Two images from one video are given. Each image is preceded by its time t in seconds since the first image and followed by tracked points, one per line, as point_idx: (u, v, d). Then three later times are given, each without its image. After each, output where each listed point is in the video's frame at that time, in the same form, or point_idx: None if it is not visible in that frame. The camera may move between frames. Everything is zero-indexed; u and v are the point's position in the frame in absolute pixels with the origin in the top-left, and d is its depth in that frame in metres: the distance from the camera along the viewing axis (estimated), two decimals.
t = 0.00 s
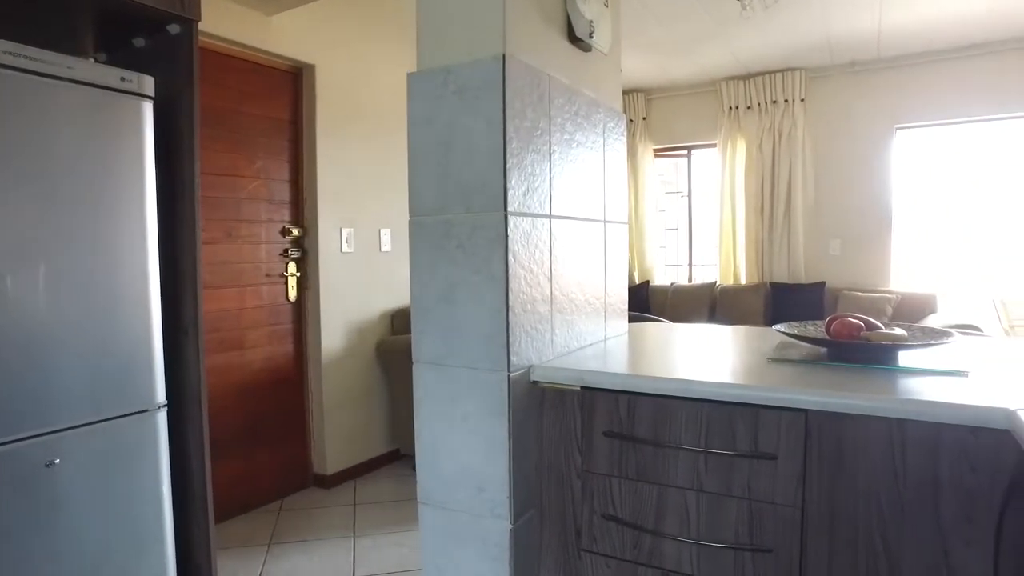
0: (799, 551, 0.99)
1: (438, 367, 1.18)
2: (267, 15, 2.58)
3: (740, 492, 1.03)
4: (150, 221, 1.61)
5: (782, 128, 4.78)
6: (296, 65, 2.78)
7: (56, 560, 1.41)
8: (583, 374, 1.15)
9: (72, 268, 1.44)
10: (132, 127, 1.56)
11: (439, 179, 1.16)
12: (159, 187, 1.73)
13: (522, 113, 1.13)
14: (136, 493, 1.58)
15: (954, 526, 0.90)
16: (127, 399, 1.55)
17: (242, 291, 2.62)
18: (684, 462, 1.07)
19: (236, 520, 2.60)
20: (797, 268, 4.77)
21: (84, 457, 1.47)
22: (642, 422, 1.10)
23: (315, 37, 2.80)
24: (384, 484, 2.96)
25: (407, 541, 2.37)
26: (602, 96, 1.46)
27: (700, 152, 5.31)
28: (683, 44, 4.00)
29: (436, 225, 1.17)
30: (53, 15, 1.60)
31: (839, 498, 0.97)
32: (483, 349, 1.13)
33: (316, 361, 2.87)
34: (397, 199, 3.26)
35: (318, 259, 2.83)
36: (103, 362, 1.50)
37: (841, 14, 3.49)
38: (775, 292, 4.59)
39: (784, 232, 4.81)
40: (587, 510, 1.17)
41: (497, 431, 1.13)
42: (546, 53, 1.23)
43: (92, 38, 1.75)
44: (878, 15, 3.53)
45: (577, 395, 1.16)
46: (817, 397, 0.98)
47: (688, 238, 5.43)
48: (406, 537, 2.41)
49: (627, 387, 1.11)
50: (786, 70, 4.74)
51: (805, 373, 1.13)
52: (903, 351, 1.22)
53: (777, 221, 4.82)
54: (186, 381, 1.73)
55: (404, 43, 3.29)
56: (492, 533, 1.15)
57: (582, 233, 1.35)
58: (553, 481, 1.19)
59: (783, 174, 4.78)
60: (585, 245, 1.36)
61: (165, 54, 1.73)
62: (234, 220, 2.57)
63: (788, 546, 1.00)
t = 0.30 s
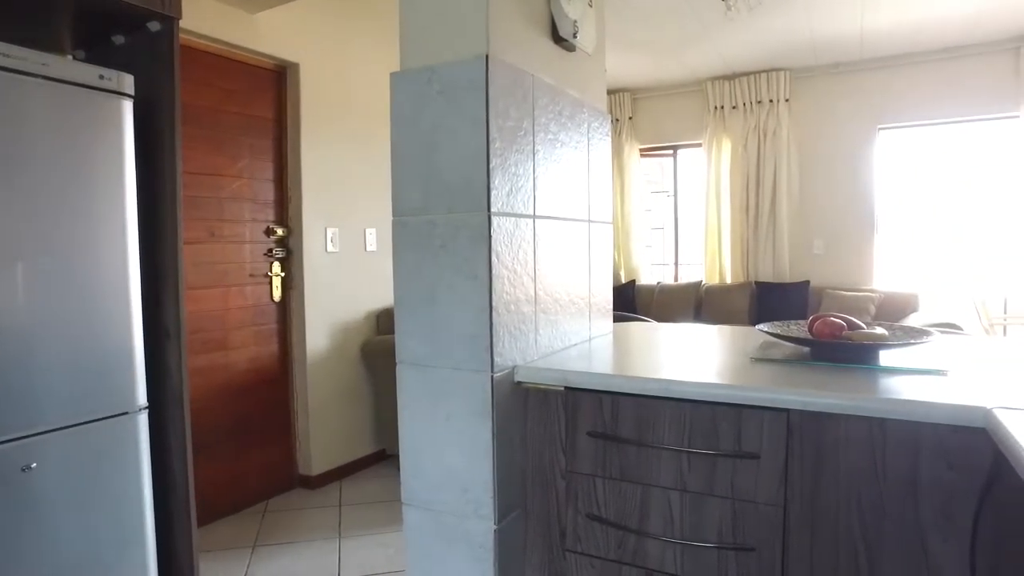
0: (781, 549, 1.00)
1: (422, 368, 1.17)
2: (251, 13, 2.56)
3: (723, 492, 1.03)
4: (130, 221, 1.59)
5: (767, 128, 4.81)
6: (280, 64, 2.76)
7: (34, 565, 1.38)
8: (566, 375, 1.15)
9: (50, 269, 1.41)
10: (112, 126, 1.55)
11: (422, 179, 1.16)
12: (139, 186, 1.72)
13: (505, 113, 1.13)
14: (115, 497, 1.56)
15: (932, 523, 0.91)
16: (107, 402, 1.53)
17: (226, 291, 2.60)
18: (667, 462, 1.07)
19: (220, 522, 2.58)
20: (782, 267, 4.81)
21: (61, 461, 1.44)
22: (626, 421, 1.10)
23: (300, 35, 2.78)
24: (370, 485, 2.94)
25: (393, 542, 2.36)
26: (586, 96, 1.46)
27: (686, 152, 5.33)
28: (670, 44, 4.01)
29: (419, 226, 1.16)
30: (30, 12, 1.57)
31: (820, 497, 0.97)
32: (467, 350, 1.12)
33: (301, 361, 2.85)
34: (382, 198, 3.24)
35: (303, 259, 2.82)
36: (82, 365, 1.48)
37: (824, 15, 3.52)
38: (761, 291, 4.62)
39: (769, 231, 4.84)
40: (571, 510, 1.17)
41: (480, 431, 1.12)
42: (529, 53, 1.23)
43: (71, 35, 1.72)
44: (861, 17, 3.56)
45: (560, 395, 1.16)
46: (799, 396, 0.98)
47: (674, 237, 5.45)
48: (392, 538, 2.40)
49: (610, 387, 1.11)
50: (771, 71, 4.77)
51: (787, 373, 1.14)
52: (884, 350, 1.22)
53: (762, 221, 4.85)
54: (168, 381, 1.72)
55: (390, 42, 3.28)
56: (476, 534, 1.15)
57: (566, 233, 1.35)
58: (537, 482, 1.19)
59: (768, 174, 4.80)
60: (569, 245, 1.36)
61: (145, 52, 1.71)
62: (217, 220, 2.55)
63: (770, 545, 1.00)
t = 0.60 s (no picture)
0: (763, 548, 1.00)
1: (404, 368, 1.17)
2: (233, 11, 2.53)
3: (705, 492, 1.04)
4: (108, 221, 1.57)
5: (752, 128, 4.84)
6: (263, 62, 2.74)
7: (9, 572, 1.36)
8: (550, 376, 1.15)
9: (26, 270, 1.39)
10: (89, 125, 1.52)
11: (404, 180, 1.15)
12: (118, 186, 1.70)
13: (488, 113, 1.13)
14: (93, 501, 1.54)
15: (911, 521, 0.92)
16: (85, 405, 1.51)
17: (209, 292, 2.58)
18: (650, 462, 1.07)
19: (203, 525, 2.56)
20: (766, 267, 4.84)
21: (37, 466, 1.42)
22: (609, 422, 1.10)
23: (283, 34, 2.76)
24: (355, 486, 2.93)
25: (378, 544, 2.35)
26: (569, 96, 1.46)
27: (671, 152, 5.35)
28: (655, 44, 4.02)
29: (401, 227, 1.16)
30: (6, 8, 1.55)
31: (801, 496, 0.98)
32: (450, 351, 1.12)
33: (285, 362, 2.84)
34: (367, 198, 3.23)
35: (287, 259, 2.80)
36: (59, 367, 1.46)
37: (807, 17, 3.54)
38: (745, 290, 4.65)
39: (753, 231, 4.87)
40: (555, 511, 1.17)
41: (463, 433, 1.12)
42: (512, 53, 1.22)
43: (48, 31, 1.70)
44: (843, 19, 3.59)
45: (544, 396, 1.16)
46: (780, 396, 0.99)
47: (659, 237, 5.47)
48: (377, 540, 2.39)
49: (593, 388, 1.11)
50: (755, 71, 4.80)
51: (769, 373, 1.14)
52: (865, 350, 1.23)
53: (746, 221, 4.88)
54: (149, 383, 1.70)
55: (375, 41, 3.26)
56: (459, 535, 1.15)
57: (549, 234, 1.35)
58: (521, 483, 1.19)
59: (753, 174, 4.84)
60: (552, 246, 1.36)
61: (124, 49, 1.69)
62: (199, 220, 2.53)
63: (752, 544, 1.01)
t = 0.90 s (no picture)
0: (748, 548, 1.01)
1: (390, 370, 1.16)
2: (217, 9, 2.51)
3: (691, 492, 1.04)
4: (89, 222, 1.55)
5: (737, 129, 4.86)
6: (248, 61, 2.72)
7: None
8: (536, 377, 1.15)
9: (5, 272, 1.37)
10: (69, 124, 1.51)
11: (389, 181, 1.15)
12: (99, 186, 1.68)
13: (473, 113, 1.12)
14: (75, 505, 1.52)
15: (893, 519, 0.93)
16: (66, 408, 1.50)
17: (193, 292, 2.55)
18: (635, 462, 1.08)
19: (188, 528, 2.54)
20: (751, 267, 4.87)
21: (17, 470, 1.40)
22: (594, 423, 1.10)
23: (268, 33, 2.74)
24: (341, 487, 2.92)
25: (364, 545, 2.34)
26: (555, 97, 1.46)
27: (657, 152, 5.37)
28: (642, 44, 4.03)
29: (386, 228, 1.15)
30: None
31: (784, 496, 0.99)
32: (436, 353, 1.12)
33: (270, 363, 2.82)
34: (352, 197, 3.21)
35: (272, 259, 2.78)
36: (40, 370, 1.44)
37: (792, 19, 3.57)
38: (731, 290, 4.68)
39: (739, 231, 4.90)
40: (541, 511, 1.17)
41: (449, 434, 1.12)
42: (498, 53, 1.22)
43: (26, 28, 1.68)
44: (827, 22, 3.62)
45: (529, 397, 1.16)
46: (763, 396, 1.00)
47: (646, 236, 5.49)
48: (363, 541, 2.38)
49: (579, 389, 1.11)
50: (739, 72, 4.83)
51: (753, 373, 1.15)
52: (848, 349, 1.24)
53: (732, 221, 4.91)
54: (132, 385, 1.68)
55: (360, 40, 3.25)
56: (445, 537, 1.14)
57: (534, 234, 1.35)
58: (507, 484, 1.19)
59: (738, 174, 4.86)
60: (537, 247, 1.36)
61: (104, 47, 1.67)
62: (183, 220, 2.50)
63: (737, 544, 1.02)
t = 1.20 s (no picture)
0: (731, 548, 1.01)
1: (374, 373, 1.16)
2: (200, 7, 2.49)
3: (675, 493, 1.04)
4: (68, 223, 1.53)
5: (722, 130, 4.89)
6: (231, 61, 2.70)
7: None
8: (520, 379, 1.15)
9: None
10: (48, 124, 1.48)
11: (373, 183, 1.14)
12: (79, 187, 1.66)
13: (458, 115, 1.12)
14: (54, 509, 1.50)
15: (874, 519, 0.93)
16: (45, 411, 1.48)
17: (176, 294, 2.53)
18: (620, 464, 1.08)
19: (171, 531, 2.51)
20: (737, 267, 4.90)
21: None
22: (579, 425, 1.11)
23: (252, 32, 2.72)
24: (327, 489, 2.91)
25: (350, 548, 2.33)
26: (540, 99, 1.46)
27: (643, 152, 5.38)
28: (629, 46, 4.05)
29: (370, 230, 1.15)
30: None
31: (767, 496, 0.99)
32: (420, 355, 1.11)
33: (255, 364, 2.80)
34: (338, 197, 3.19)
35: (257, 260, 2.76)
36: (19, 373, 1.42)
37: (776, 20, 3.59)
38: (717, 290, 4.70)
39: (724, 231, 4.93)
40: (526, 513, 1.16)
41: (433, 437, 1.12)
42: (482, 54, 1.22)
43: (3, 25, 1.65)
44: (811, 23, 3.65)
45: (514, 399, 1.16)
46: (745, 397, 1.00)
47: (632, 236, 5.51)
48: (349, 543, 2.37)
49: (564, 391, 1.11)
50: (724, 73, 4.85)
51: (735, 374, 1.16)
52: (831, 351, 1.26)
53: (717, 221, 4.94)
54: (113, 388, 1.66)
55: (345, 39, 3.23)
56: (430, 539, 1.14)
57: (519, 236, 1.34)
58: (492, 486, 1.19)
59: (723, 175, 4.89)
60: (522, 249, 1.36)
61: (83, 45, 1.64)
62: (166, 220, 2.48)
63: (720, 544, 1.02)
